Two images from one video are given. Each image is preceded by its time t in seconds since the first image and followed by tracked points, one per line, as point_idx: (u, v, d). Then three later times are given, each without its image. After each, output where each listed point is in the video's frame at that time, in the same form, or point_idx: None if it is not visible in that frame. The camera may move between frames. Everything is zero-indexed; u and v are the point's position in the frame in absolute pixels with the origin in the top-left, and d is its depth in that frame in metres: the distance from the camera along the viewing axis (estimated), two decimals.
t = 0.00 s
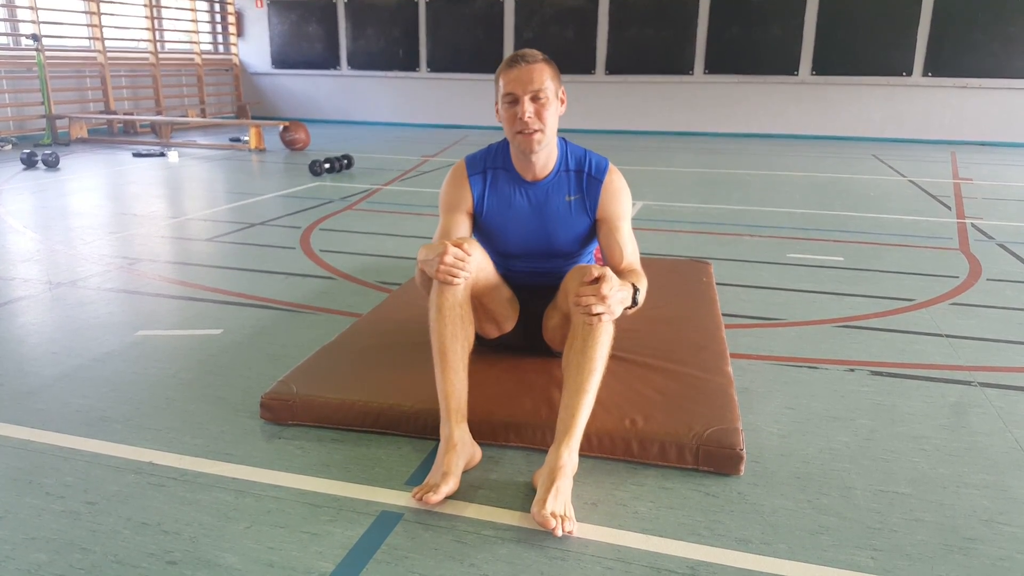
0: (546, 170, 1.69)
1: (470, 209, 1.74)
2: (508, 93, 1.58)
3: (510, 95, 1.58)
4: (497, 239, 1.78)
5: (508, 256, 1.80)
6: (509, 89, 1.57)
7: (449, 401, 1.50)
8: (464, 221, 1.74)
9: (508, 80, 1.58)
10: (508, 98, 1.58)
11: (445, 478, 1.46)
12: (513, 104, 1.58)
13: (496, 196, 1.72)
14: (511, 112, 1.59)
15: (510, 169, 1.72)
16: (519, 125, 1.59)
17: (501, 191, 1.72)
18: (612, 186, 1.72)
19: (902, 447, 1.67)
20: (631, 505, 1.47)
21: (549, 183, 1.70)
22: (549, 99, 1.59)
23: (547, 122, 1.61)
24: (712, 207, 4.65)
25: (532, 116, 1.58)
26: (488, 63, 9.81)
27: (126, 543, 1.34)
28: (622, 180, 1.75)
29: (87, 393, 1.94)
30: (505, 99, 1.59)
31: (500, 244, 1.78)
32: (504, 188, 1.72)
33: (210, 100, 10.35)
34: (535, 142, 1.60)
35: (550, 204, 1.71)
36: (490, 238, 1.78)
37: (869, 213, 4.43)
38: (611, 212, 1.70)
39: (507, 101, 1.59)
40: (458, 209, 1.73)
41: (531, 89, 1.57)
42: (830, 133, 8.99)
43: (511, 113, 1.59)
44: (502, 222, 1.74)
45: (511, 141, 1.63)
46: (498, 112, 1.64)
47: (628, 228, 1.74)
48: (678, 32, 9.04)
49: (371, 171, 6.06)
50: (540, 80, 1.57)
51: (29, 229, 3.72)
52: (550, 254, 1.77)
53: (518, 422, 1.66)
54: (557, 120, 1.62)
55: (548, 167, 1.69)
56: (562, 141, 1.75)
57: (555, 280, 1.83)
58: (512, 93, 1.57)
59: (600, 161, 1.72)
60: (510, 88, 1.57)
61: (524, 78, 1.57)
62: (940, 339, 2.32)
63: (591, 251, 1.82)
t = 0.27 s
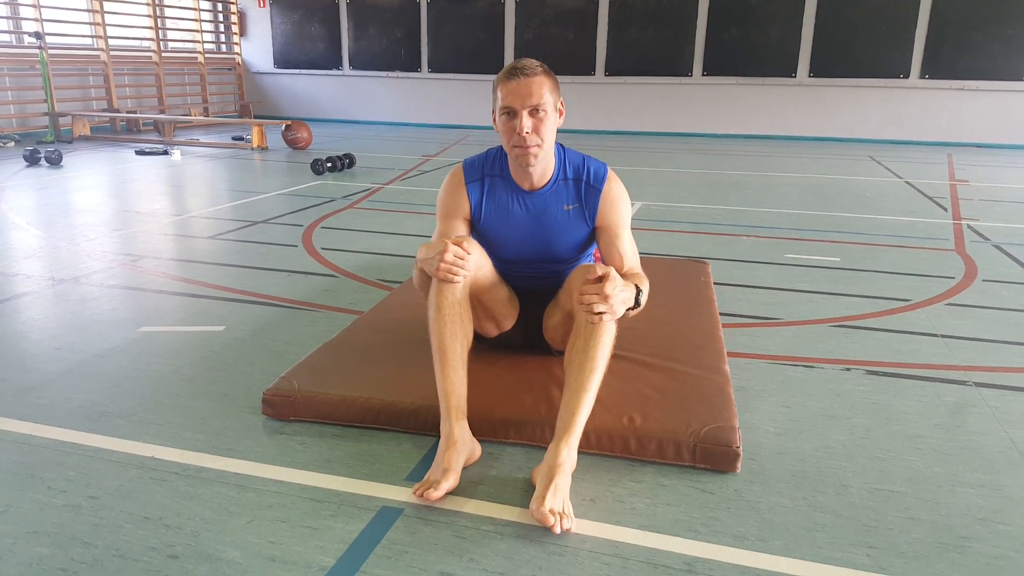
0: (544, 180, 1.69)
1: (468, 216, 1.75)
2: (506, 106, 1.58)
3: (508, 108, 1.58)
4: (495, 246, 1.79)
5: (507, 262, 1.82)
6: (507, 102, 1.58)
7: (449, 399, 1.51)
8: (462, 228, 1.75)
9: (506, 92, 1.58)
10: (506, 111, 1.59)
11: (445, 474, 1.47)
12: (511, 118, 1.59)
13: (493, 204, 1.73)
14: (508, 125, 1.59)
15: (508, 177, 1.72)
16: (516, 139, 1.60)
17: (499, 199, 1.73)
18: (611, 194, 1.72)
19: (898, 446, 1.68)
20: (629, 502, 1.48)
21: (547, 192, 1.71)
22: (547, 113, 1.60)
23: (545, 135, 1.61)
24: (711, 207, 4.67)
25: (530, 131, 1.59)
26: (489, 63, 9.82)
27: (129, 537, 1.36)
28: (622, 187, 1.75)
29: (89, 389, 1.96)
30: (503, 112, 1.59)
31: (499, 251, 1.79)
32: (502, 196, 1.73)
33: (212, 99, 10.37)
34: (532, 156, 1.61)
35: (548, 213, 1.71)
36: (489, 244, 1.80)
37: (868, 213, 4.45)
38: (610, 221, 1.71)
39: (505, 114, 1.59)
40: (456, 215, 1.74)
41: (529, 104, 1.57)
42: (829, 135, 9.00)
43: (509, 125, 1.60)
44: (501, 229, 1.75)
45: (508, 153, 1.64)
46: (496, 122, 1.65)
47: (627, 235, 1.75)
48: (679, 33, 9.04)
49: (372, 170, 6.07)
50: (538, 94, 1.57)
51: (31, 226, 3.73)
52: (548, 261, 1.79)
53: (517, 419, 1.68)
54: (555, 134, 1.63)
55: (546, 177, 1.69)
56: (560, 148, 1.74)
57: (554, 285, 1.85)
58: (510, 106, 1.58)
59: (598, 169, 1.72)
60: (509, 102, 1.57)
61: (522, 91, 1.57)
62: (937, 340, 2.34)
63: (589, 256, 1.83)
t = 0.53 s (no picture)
0: (544, 173, 1.69)
1: (468, 210, 1.75)
2: (506, 99, 1.58)
3: (508, 101, 1.58)
4: (495, 240, 1.79)
5: (507, 256, 1.81)
6: (508, 96, 1.57)
7: (448, 398, 1.51)
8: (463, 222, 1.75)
9: (506, 86, 1.58)
10: (507, 104, 1.58)
11: (444, 472, 1.47)
12: (512, 111, 1.59)
13: (494, 198, 1.73)
14: (509, 118, 1.60)
15: (508, 171, 1.72)
16: (516, 132, 1.60)
17: (499, 193, 1.73)
18: (610, 188, 1.72)
19: (898, 443, 1.68)
20: (629, 499, 1.48)
21: (547, 186, 1.71)
22: (548, 106, 1.59)
23: (545, 128, 1.62)
24: (710, 206, 4.67)
25: (530, 124, 1.59)
26: (489, 61, 9.81)
27: (129, 534, 1.36)
28: (621, 180, 1.75)
29: (89, 387, 1.96)
30: (504, 104, 1.59)
31: (499, 245, 1.79)
32: (502, 190, 1.72)
33: (212, 97, 10.36)
34: (532, 150, 1.61)
35: (548, 206, 1.72)
36: (489, 238, 1.79)
37: (867, 212, 4.45)
38: (609, 215, 1.72)
39: (506, 107, 1.59)
40: (457, 210, 1.74)
41: (530, 97, 1.57)
42: (828, 133, 9.00)
43: (509, 118, 1.60)
44: (501, 224, 1.75)
45: (509, 146, 1.64)
46: (496, 115, 1.65)
47: (627, 229, 1.75)
48: (679, 32, 9.03)
49: (371, 168, 6.07)
50: (539, 88, 1.57)
51: (31, 224, 3.73)
52: (548, 255, 1.79)
53: (517, 417, 1.68)
54: (555, 127, 1.63)
55: (546, 171, 1.69)
56: (560, 141, 1.74)
57: (554, 280, 1.85)
58: (510, 99, 1.57)
59: (598, 163, 1.72)
60: (509, 95, 1.57)
61: (523, 84, 1.56)
62: (936, 337, 2.34)
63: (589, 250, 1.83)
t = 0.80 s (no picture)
0: (546, 163, 1.69)
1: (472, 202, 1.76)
2: (505, 91, 1.58)
3: (507, 93, 1.58)
4: (498, 231, 1.78)
5: (511, 248, 1.80)
6: (506, 88, 1.57)
7: (448, 398, 1.51)
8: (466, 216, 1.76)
9: (505, 78, 1.57)
10: (505, 96, 1.58)
11: (444, 471, 1.47)
12: (510, 103, 1.58)
13: (496, 186, 1.73)
14: (508, 110, 1.59)
15: (511, 161, 1.73)
16: (515, 124, 1.59)
17: (502, 183, 1.73)
18: (611, 177, 1.72)
19: (899, 442, 1.68)
20: (629, 499, 1.48)
21: (549, 174, 1.71)
22: (546, 97, 1.59)
23: (544, 118, 1.61)
24: (710, 204, 4.66)
25: (529, 115, 1.59)
26: (488, 60, 9.80)
27: (129, 535, 1.35)
28: (622, 170, 1.75)
29: (89, 387, 1.95)
30: (503, 97, 1.59)
31: (502, 236, 1.79)
32: (505, 179, 1.73)
33: (212, 97, 10.35)
34: (532, 140, 1.61)
35: (551, 194, 1.71)
36: (492, 230, 1.79)
37: (867, 210, 4.44)
38: (611, 202, 1.71)
39: (505, 99, 1.59)
40: (460, 203, 1.75)
41: (528, 88, 1.56)
42: (828, 131, 8.99)
43: (508, 110, 1.60)
44: (504, 213, 1.75)
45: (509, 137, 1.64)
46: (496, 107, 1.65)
47: (629, 218, 1.75)
48: (678, 30, 9.03)
49: (371, 167, 6.06)
50: (537, 79, 1.57)
51: (31, 224, 3.73)
52: (551, 245, 1.78)
53: (517, 416, 1.68)
54: (554, 117, 1.63)
55: (548, 160, 1.69)
56: (562, 132, 1.75)
57: (557, 271, 1.83)
58: (509, 91, 1.57)
59: (599, 151, 1.73)
60: (508, 87, 1.57)
61: (521, 76, 1.56)
62: (936, 336, 2.34)
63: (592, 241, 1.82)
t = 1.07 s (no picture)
0: (549, 155, 1.70)
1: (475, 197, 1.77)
2: (508, 83, 1.58)
3: (510, 84, 1.59)
4: (503, 227, 1.76)
5: (515, 244, 1.78)
6: (509, 79, 1.58)
7: (447, 399, 1.50)
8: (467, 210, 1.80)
9: (507, 70, 1.58)
10: (509, 87, 1.59)
11: (444, 472, 1.45)
12: (515, 93, 1.59)
13: (500, 180, 1.73)
14: (513, 101, 1.59)
15: (514, 156, 1.73)
16: (521, 113, 1.59)
17: (506, 177, 1.73)
18: (613, 169, 1.72)
19: (899, 443, 1.68)
20: (630, 500, 1.47)
21: (552, 167, 1.71)
22: (549, 85, 1.60)
23: (549, 108, 1.62)
24: (710, 205, 4.66)
25: (534, 103, 1.59)
26: (488, 61, 9.80)
27: (128, 536, 1.35)
28: (623, 165, 1.76)
29: (89, 388, 1.95)
30: (506, 88, 1.60)
31: (507, 232, 1.76)
32: (509, 173, 1.72)
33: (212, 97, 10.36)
34: (538, 127, 1.60)
35: (555, 186, 1.70)
36: (497, 226, 1.77)
37: (868, 210, 4.44)
38: (614, 194, 1.72)
39: (508, 91, 1.59)
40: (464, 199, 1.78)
41: (531, 77, 1.57)
42: (828, 131, 8.98)
43: (513, 101, 1.60)
44: (508, 208, 1.74)
45: (514, 130, 1.64)
46: (499, 102, 1.65)
47: (630, 211, 1.75)
48: (678, 32, 9.03)
49: (371, 168, 6.06)
50: (539, 68, 1.58)
51: (31, 225, 3.73)
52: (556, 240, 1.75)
53: (518, 417, 1.67)
54: (558, 106, 1.63)
55: (552, 153, 1.70)
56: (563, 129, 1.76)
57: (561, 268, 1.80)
58: (512, 82, 1.58)
59: (600, 145, 1.74)
60: (511, 78, 1.58)
61: (523, 66, 1.58)
62: (937, 337, 2.33)
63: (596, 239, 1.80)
